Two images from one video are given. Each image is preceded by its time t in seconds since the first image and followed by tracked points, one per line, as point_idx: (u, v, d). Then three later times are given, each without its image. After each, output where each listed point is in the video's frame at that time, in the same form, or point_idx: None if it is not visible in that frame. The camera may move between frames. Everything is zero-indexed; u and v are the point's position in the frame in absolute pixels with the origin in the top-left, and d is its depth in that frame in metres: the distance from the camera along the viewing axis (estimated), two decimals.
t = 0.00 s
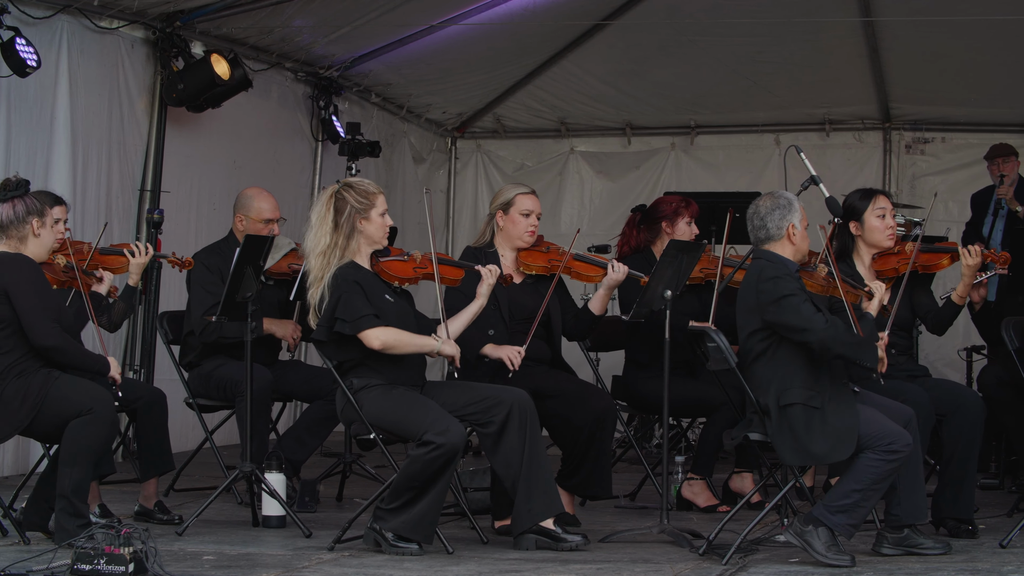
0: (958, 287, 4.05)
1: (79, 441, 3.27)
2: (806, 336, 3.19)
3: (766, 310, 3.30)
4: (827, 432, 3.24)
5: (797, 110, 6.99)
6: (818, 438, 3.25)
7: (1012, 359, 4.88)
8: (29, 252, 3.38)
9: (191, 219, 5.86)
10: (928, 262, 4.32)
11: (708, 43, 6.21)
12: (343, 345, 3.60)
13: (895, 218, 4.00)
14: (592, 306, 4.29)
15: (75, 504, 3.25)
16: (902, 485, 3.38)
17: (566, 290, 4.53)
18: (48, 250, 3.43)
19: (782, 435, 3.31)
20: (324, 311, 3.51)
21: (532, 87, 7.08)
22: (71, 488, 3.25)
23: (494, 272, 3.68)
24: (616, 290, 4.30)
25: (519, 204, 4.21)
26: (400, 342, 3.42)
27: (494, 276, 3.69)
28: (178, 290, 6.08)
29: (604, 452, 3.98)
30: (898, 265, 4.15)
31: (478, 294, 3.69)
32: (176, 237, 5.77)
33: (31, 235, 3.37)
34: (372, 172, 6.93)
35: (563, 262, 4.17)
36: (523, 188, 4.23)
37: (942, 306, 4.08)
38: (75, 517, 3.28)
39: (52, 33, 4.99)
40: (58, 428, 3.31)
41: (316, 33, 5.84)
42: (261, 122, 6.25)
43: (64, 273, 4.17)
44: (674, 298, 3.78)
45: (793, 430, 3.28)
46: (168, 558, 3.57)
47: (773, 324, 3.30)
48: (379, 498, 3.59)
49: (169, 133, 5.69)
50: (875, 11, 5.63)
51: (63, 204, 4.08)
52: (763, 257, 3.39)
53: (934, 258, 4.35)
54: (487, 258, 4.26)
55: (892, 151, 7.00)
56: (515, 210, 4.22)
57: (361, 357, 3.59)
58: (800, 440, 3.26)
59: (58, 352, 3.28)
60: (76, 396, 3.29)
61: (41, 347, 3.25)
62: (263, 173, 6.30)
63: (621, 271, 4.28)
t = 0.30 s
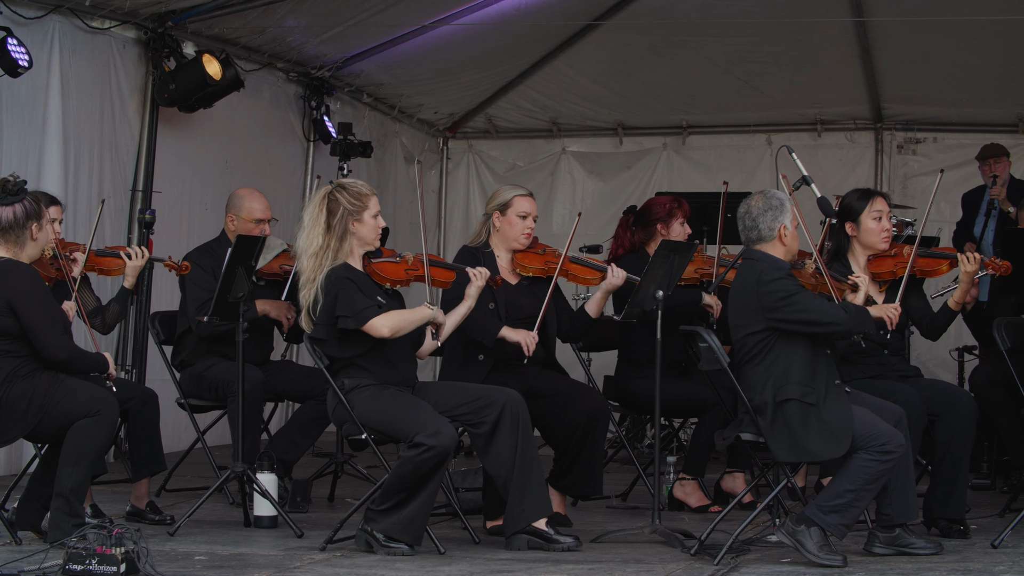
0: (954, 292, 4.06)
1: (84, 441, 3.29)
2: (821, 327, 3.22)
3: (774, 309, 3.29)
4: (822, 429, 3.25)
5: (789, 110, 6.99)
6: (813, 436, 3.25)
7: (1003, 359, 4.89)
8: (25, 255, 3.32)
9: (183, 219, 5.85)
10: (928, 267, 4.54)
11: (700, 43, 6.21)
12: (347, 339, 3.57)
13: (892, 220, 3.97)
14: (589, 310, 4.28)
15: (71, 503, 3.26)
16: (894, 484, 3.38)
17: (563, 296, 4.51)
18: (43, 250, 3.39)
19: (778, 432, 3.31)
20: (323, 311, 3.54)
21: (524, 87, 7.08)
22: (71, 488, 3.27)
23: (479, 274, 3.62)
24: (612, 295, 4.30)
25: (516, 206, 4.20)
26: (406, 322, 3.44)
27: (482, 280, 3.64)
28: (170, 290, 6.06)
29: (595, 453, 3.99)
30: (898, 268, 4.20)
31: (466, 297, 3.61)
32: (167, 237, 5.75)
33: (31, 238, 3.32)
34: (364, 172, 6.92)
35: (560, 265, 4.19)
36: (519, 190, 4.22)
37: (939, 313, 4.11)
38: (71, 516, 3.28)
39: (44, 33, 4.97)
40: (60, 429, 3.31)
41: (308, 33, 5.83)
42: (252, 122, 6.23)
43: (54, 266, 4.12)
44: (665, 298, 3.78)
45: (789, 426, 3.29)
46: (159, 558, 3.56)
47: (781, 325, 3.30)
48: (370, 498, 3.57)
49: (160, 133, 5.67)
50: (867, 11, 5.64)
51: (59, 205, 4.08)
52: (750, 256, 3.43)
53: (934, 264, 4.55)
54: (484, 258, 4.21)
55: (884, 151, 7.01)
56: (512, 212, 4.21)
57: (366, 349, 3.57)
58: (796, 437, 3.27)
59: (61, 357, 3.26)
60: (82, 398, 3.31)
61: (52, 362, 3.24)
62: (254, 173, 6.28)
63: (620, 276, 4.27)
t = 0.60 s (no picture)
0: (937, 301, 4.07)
1: (73, 442, 3.28)
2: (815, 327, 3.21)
3: (766, 308, 3.30)
4: (813, 428, 3.24)
5: (781, 110, 7.00)
6: (805, 435, 3.25)
7: (995, 360, 4.89)
8: (14, 259, 3.30)
9: (176, 219, 5.84)
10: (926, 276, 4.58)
11: (693, 43, 6.21)
12: (345, 337, 3.55)
13: (893, 224, 3.97)
14: (583, 311, 4.31)
15: (63, 504, 3.25)
16: (886, 485, 3.38)
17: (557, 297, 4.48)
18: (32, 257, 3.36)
19: (769, 430, 3.32)
20: (320, 311, 3.52)
21: (516, 87, 7.07)
22: (61, 488, 3.25)
23: (467, 279, 3.66)
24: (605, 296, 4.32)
25: (509, 208, 4.20)
26: (406, 313, 3.43)
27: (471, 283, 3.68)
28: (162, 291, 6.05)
29: (588, 454, 3.99)
30: (897, 273, 4.23)
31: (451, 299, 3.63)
32: (160, 237, 5.74)
33: (21, 242, 3.30)
34: (356, 172, 6.91)
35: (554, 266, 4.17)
36: (512, 191, 4.21)
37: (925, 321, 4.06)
38: (63, 517, 3.28)
39: (36, 33, 4.96)
40: (49, 429, 3.30)
41: (300, 33, 5.82)
42: (245, 123, 6.22)
43: (46, 272, 3.82)
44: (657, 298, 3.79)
45: (780, 424, 3.29)
46: (152, 558, 3.55)
47: (775, 321, 3.30)
48: (363, 497, 3.57)
49: (153, 133, 5.66)
50: (860, 11, 5.64)
51: (63, 209, 4.07)
52: (747, 254, 3.45)
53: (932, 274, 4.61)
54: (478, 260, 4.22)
55: (876, 151, 7.02)
56: (505, 213, 4.20)
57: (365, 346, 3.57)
58: (787, 435, 3.27)
59: (57, 359, 3.27)
60: (70, 398, 3.30)
61: (39, 360, 3.22)
62: (247, 173, 6.27)
63: (615, 278, 4.30)
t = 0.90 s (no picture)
0: (934, 306, 4.03)
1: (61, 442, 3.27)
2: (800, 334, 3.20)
3: (764, 311, 3.30)
4: (808, 434, 3.24)
5: (774, 110, 7.00)
6: (800, 441, 3.24)
7: (988, 360, 4.90)
8: None
9: (169, 219, 5.83)
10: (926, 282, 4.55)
11: (686, 43, 6.21)
12: (336, 336, 3.55)
13: (892, 228, 3.98)
14: (575, 307, 4.27)
15: (53, 505, 3.24)
16: (880, 487, 3.38)
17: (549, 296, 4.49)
18: (19, 259, 3.35)
19: (764, 436, 3.32)
20: (310, 310, 3.52)
21: (509, 87, 7.07)
22: (49, 489, 3.24)
23: (460, 277, 3.65)
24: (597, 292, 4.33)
25: (499, 208, 4.18)
26: (394, 314, 3.39)
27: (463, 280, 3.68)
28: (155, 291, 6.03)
29: (581, 453, 4.00)
30: (895, 277, 4.26)
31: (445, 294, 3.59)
32: (152, 237, 5.73)
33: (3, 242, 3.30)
34: (349, 172, 6.90)
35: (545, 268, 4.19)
36: (501, 191, 4.20)
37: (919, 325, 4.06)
38: (54, 518, 3.27)
39: (29, 34, 4.94)
40: (36, 428, 3.30)
41: (293, 33, 5.81)
42: (237, 122, 6.20)
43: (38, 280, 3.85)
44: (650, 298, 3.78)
45: (775, 430, 3.29)
46: (145, 558, 3.54)
47: (769, 324, 3.30)
48: (356, 497, 3.57)
49: (146, 133, 5.65)
50: (853, 11, 5.65)
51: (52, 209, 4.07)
52: (747, 254, 3.44)
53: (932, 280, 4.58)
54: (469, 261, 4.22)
55: (869, 150, 7.03)
56: (495, 213, 4.19)
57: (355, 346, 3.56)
58: (782, 441, 3.27)
59: (33, 355, 3.25)
60: (52, 397, 3.29)
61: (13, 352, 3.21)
62: (240, 173, 6.25)
63: (605, 274, 4.33)
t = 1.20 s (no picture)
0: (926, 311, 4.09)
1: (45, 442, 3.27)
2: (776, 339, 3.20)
3: (748, 316, 3.29)
4: (800, 437, 3.24)
5: (766, 110, 7.00)
6: (792, 444, 3.24)
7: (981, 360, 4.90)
8: None
9: (161, 220, 5.81)
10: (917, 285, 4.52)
11: (678, 43, 6.21)
12: (318, 343, 3.56)
13: (887, 229, 3.97)
14: (563, 306, 4.29)
15: (38, 508, 3.25)
16: (873, 488, 3.37)
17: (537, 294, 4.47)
18: (10, 261, 3.43)
19: (756, 440, 3.29)
20: (295, 312, 3.51)
21: (502, 87, 7.06)
22: (33, 494, 3.24)
23: (447, 271, 3.72)
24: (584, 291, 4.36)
25: (486, 207, 4.17)
26: (370, 330, 3.38)
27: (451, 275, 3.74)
28: (148, 291, 6.01)
29: (572, 455, 3.97)
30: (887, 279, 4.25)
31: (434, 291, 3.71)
32: (144, 237, 5.71)
33: None
34: (341, 172, 6.89)
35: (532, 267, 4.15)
36: (489, 190, 4.18)
37: (912, 327, 4.07)
38: (42, 519, 3.28)
39: (21, 33, 4.92)
40: (12, 430, 3.30)
41: (285, 32, 5.79)
42: (229, 122, 6.18)
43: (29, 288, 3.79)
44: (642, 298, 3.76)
45: (766, 433, 3.27)
46: (137, 558, 3.53)
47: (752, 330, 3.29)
48: (348, 497, 3.56)
49: (138, 133, 5.62)
50: (846, 11, 5.64)
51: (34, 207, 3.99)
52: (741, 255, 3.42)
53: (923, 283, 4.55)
54: (455, 260, 4.21)
55: (863, 150, 7.03)
56: (482, 213, 4.17)
57: (336, 354, 3.55)
58: (775, 445, 3.25)
59: None
60: (25, 398, 3.28)
61: None
62: (232, 173, 6.23)
63: (592, 272, 4.37)
